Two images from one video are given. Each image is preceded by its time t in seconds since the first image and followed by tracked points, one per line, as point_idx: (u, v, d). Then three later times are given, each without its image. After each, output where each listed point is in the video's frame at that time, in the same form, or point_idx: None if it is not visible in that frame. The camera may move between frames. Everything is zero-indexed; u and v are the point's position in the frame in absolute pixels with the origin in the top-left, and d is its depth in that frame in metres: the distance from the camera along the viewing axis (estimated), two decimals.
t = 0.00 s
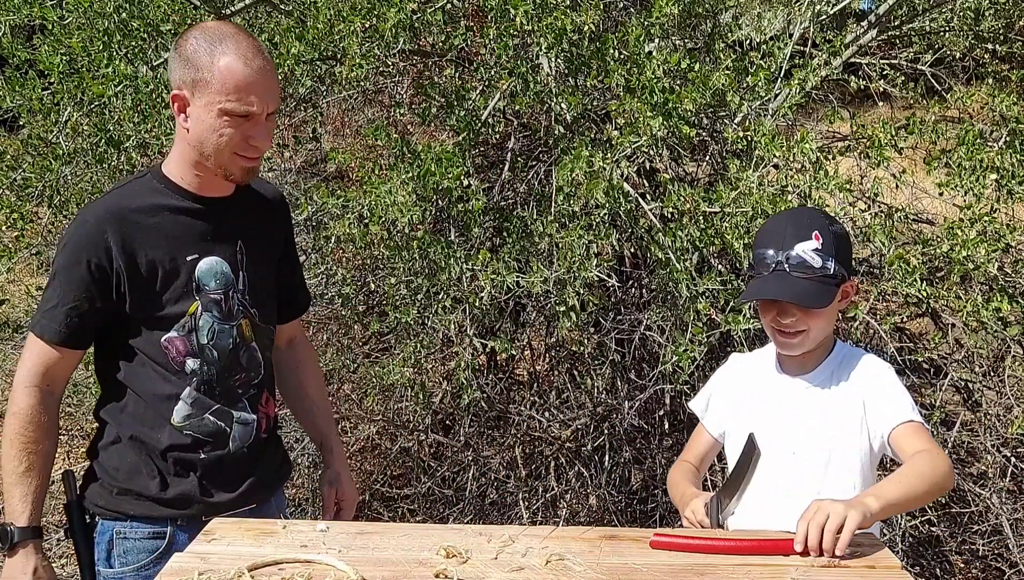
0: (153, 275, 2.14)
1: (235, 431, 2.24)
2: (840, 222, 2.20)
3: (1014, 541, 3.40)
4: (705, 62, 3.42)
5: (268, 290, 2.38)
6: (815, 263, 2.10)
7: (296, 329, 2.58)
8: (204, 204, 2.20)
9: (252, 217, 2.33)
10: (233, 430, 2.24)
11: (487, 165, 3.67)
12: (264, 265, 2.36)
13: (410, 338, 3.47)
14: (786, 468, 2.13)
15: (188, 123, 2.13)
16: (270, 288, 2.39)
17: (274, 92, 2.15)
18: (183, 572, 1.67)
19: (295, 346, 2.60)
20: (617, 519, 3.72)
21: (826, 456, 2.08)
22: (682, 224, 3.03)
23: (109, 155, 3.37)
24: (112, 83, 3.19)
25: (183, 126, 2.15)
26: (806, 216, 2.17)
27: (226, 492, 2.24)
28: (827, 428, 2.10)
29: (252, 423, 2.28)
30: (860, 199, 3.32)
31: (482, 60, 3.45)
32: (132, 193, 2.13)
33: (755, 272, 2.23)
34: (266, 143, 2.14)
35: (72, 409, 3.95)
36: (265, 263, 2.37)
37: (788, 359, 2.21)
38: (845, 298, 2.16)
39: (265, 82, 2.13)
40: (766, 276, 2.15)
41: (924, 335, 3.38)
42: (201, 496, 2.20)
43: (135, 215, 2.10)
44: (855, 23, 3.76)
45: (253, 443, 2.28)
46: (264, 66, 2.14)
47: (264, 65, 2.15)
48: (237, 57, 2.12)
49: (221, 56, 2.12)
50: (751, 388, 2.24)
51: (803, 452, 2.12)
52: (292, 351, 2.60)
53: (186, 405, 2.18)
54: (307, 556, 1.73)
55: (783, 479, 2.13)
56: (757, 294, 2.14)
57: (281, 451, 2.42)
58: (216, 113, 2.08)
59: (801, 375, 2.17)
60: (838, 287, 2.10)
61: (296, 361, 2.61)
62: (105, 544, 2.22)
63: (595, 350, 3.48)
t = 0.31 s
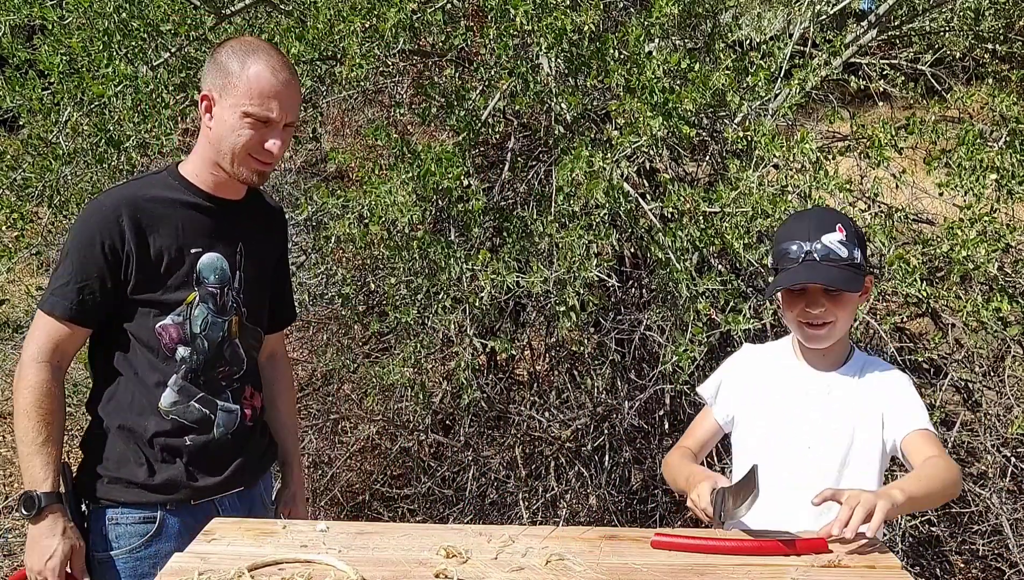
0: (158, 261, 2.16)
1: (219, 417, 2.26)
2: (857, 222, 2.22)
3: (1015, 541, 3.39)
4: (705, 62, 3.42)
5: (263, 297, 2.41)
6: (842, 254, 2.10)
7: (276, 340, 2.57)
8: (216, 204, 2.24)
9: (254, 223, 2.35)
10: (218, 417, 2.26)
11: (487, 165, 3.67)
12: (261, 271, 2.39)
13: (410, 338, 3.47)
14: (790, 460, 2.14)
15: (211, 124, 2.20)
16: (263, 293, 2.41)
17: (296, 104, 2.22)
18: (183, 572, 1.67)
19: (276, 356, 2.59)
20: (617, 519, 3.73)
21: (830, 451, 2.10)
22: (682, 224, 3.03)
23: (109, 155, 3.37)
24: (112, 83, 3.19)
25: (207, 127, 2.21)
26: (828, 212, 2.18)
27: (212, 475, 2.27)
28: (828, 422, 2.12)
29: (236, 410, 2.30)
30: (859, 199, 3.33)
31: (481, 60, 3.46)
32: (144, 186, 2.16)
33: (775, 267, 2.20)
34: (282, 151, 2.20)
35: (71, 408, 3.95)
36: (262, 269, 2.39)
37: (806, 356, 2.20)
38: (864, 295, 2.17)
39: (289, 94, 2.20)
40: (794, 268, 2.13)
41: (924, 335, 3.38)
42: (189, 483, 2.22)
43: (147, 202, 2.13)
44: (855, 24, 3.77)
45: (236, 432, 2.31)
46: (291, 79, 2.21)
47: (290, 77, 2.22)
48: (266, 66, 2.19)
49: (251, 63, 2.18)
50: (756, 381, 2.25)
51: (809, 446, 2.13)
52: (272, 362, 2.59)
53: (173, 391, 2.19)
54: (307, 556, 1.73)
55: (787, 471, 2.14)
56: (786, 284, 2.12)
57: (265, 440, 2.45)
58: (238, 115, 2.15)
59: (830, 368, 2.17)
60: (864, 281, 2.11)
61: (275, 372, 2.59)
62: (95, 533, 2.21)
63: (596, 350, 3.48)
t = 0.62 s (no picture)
0: (171, 255, 2.16)
1: (220, 408, 2.25)
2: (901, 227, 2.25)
3: (1014, 541, 3.39)
4: (705, 62, 3.42)
5: (263, 299, 2.41)
6: (883, 251, 2.13)
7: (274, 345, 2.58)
8: (225, 203, 2.25)
9: (259, 225, 2.36)
10: (219, 408, 2.25)
11: (487, 165, 3.67)
12: (264, 272, 2.39)
13: (410, 338, 3.46)
14: (815, 452, 2.17)
15: (225, 126, 2.21)
16: (264, 294, 2.41)
17: (309, 109, 2.24)
18: (182, 572, 1.67)
19: (274, 361, 2.60)
20: (617, 519, 3.73)
21: (856, 449, 2.13)
22: (682, 224, 3.02)
23: (109, 155, 3.37)
24: (112, 83, 3.19)
25: (222, 127, 2.22)
26: (875, 212, 2.21)
27: (213, 463, 2.27)
28: (854, 422, 2.14)
29: (238, 403, 2.29)
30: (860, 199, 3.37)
31: (482, 60, 3.46)
32: (158, 181, 2.16)
33: (817, 256, 2.23)
34: (295, 154, 2.21)
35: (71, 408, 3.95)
36: (264, 270, 2.39)
37: (836, 347, 2.23)
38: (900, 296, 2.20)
39: (303, 98, 2.22)
40: (835, 257, 2.16)
41: (924, 335, 3.38)
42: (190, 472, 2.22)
43: (161, 196, 2.15)
44: (855, 23, 3.77)
45: (236, 424, 2.31)
46: (305, 84, 2.24)
47: (304, 83, 2.24)
48: (282, 70, 2.21)
49: (267, 67, 2.21)
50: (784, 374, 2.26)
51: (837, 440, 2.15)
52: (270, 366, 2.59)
53: (177, 381, 2.19)
54: (306, 556, 1.73)
55: (814, 463, 2.16)
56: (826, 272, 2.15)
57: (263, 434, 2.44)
58: (253, 117, 2.17)
59: (862, 363, 2.19)
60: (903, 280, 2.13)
61: (273, 376, 2.60)
62: (96, 521, 2.20)
63: (596, 350, 3.48)
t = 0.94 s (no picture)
0: (178, 253, 2.16)
1: (229, 408, 2.26)
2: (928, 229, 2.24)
3: (1014, 541, 3.39)
4: (705, 62, 3.43)
5: (263, 295, 2.43)
6: (910, 254, 2.13)
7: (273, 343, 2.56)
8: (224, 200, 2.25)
9: (257, 222, 2.37)
10: (228, 408, 2.26)
11: (488, 165, 3.67)
12: (263, 268, 2.41)
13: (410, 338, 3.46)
14: (827, 446, 2.20)
15: (225, 123, 2.21)
16: (264, 290, 2.42)
17: (308, 109, 2.25)
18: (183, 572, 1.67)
19: (274, 359, 2.58)
20: (617, 519, 3.73)
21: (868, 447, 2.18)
22: (682, 224, 3.02)
23: (109, 155, 3.37)
24: (112, 83, 3.19)
25: (222, 125, 2.22)
26: (905, 212, 2.20)
27: (223, 464, 2.28)
28: (867, 421, 2.18)
29: (246, 401, 2.31)
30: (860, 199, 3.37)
31: (482, 60, 3.46)
32: (162, 180, 2.16)
33: (842, 252, 2.23)
34: (295, 153, 2.22)
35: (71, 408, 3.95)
36: (263, 266, 2.41)
37: (853, 343, 2.24)
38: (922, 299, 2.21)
39: (302, 98, 2.23)
40: (863, 256, 2.15)
41: (924, 335, 3.38)
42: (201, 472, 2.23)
43: (167, 195, 2.14)
44: (855, 23, 3.77)
45: (244, 422, 2.32)
46: (304, 84, 2.24)
47: (302, 83, 2.25)
48: (282, 70, 2.22)
49: (267, 66, 2.21)
50: (792, 367, 2.25)
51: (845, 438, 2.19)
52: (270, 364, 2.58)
53: (186, 380, 2.19)
54: (306, 556, 1.73)
55: (820, 458, 2.20)
56: (853, 270, 2.15)
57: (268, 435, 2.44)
58: (253, 115, 2.17)
59: (876, 363, 2.22)
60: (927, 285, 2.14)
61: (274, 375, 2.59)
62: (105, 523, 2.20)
63: (596, 350, 3.48)
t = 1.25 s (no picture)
0: (174, 255, 2.15)
1: (230, 411, 2.27)
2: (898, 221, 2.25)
3: (1014, 541, 3.39)
4: (705, 62, 3.43)
5: (263, 293, 2.44)
6: (879, 246, 2.14)
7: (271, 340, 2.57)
8: (218, 198, 2.25)
9: (254, 219, 2.38)
10: (229, 410, 2.27)
11: (487, 165, 3.67)
12: (261, 265, 2.41)
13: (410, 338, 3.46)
14: (808, 439, 2.20)
15: (215, 121, 2.20)
16: (264, 289, 2.44)
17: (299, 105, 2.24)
18: (182, 572, 1.67)
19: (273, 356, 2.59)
20: (617, 519, 3.73)
21: (845, 438, 2.18)
22: (682, 224, 3.02)
23: (109, 155, 3.37)
24: (112, 83, 3.19)
25: (212, 123, 2.21)
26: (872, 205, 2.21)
27: (224, 467, 2.28)
28: (845, 412, 2.19)
29: (247, 403, 2.32)
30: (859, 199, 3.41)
31: (482, 60, 3.46)
32: (156, 182, 2.15)
33: (814, 250, 2.24)
34: (286, 150, 2.21)
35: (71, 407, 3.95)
36: (263, 264, 2.42)
37: (830, 338, 2.25)
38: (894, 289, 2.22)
39: (293, 95, 2.21)
40: (831, 251, 2.17)
41: (924, 335, 3.38)
42: (202, 476, 2.23)
43: (162, 197, 2.13)
44: (855, 23, 3.77)
45: (245, 424, 2.33)
46: (294, 80, 2.23)
47: (293, 78, 2.23)
48: (271, 67, 2.20)
49: (257, 64, 2.19)
50: (778, 362, 2.27)
51: (824, 430, 2.20)
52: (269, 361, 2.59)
53: (187, 384, 2.19)
54: (306, 556, 1.73)
55: (801, 450, 2.21)
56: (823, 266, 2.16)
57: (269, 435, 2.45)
58: (243, 114, 2.16)
59: (855, 357, 2.23)
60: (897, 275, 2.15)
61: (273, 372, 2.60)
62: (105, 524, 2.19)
63: (596, 350, 3.48)
